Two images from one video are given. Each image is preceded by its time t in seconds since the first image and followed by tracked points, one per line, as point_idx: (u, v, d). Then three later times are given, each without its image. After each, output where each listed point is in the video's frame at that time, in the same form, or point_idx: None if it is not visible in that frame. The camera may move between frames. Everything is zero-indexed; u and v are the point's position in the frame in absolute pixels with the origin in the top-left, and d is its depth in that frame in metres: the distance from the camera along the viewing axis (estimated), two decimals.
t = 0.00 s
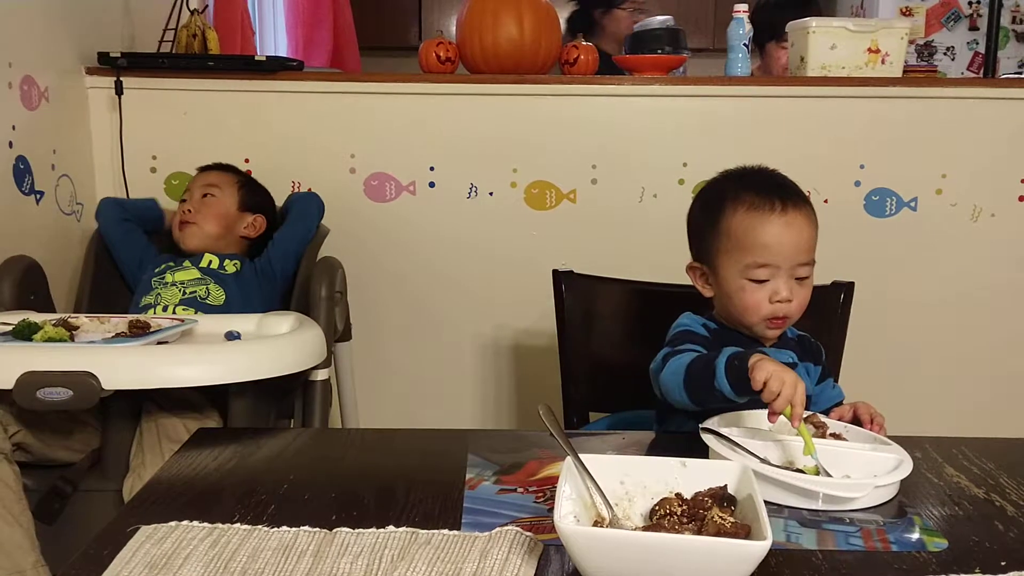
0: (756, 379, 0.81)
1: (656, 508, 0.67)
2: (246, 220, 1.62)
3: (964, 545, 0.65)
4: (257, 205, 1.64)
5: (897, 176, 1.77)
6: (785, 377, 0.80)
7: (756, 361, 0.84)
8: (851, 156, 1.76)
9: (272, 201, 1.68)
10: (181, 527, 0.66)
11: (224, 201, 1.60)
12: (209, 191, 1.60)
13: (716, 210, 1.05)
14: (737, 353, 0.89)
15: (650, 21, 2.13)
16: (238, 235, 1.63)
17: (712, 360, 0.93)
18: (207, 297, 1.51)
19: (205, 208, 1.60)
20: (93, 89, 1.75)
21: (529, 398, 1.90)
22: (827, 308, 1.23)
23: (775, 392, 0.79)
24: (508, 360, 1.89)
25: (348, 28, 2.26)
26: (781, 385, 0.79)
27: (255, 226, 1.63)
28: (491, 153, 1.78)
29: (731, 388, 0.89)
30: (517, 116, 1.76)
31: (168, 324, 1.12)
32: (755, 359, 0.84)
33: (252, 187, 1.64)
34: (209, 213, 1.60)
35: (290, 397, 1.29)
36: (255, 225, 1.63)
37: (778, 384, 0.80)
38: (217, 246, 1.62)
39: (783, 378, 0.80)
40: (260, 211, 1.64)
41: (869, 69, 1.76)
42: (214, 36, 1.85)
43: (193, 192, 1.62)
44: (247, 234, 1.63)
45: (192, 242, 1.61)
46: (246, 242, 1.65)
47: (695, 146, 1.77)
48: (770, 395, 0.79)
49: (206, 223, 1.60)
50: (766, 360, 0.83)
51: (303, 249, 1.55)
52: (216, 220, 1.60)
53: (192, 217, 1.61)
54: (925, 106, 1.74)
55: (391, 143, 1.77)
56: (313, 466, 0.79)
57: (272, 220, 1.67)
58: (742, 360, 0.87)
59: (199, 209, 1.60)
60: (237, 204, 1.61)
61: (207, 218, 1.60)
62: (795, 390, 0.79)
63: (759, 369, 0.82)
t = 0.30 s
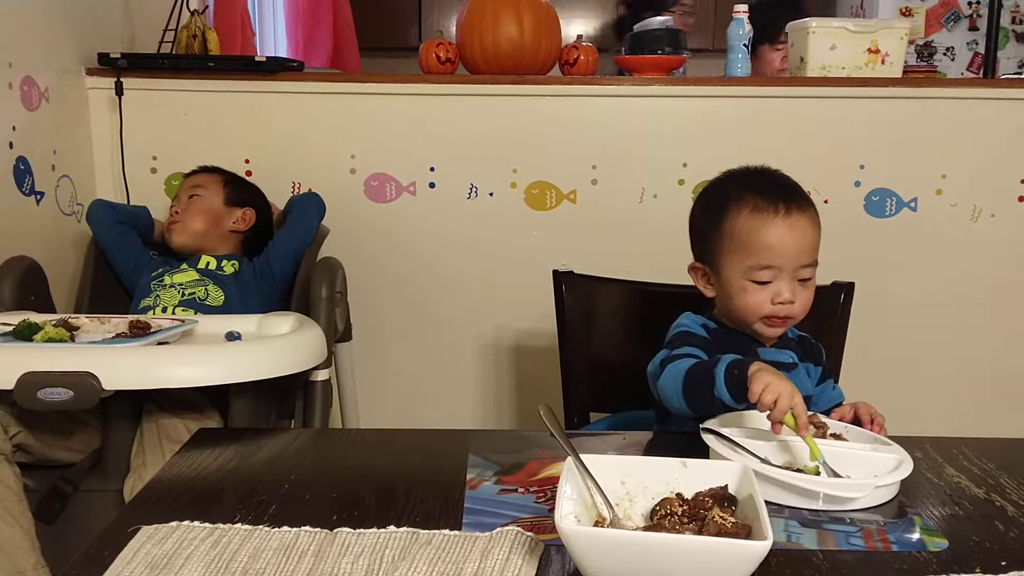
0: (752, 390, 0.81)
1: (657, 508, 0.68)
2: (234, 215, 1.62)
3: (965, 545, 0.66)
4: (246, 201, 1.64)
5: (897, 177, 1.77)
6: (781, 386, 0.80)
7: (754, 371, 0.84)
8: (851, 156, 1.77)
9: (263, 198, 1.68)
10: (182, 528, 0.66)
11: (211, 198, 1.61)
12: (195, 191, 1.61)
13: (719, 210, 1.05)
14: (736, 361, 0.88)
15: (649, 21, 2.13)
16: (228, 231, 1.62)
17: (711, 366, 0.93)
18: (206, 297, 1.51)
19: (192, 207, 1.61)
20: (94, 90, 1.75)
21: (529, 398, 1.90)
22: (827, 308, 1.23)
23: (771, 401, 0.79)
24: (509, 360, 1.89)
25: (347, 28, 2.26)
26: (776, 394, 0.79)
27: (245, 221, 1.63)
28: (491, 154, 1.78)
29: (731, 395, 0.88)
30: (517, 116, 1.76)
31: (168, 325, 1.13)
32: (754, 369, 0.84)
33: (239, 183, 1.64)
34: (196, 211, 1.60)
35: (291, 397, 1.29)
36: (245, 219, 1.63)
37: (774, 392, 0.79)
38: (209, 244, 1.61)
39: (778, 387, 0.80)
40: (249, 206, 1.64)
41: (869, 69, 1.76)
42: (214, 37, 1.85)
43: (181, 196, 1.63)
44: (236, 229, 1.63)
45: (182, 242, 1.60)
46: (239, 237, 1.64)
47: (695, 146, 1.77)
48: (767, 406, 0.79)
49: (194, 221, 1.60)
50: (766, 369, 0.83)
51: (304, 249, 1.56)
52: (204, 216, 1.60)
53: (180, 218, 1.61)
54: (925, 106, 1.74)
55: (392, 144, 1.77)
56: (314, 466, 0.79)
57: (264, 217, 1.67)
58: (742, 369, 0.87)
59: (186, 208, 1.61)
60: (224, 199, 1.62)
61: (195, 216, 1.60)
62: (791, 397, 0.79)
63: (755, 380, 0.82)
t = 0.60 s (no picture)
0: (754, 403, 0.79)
1: (660, 507, 0.68)
2: (232, 215, 1.62)
3: (966, 545, 0.66)
4: (246, 201, 1.64)
5: (898, 177, 1.77)
6: (784, 394, 0.79)
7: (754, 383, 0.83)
8: (852, 156, 1.77)
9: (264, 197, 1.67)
10: (185, 527, 0.66)
11: (208, 199, 1.61)
12: (194, 191, 1.62)
13: (726, 211, 1.05)
14: (738, 369, 0.86)
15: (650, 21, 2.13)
16: (227, 232, 1.62)
17: (715, 373, 0.91)
18: (207, 297, 1.51)
19: (191, 208, 1.61)
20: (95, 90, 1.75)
21: (530, 398, 1.91)
22: (829, 308, 1.23)
23: (776, 411, 0.78)
24: (510, 360, 1.89)
25: (348, 28, 2.27)
26: (781, 403, 0.78)
27: (243, 221, 1.63)
28: (492, 154, 1.78)
29: (734, 402, 0.86)
30: (519, 116, 1.76)
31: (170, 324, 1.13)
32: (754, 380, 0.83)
33: (238, 183, 1.64)
34: (194, 213, 1.60)
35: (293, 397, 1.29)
36: (243, 220, 1.63)
37: (778, 401, 0.78)
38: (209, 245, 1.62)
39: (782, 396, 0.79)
40: (249, 205, 1.64)
41: (871, 69, 1.76)
42: (216, 37, 1.85)
43: (180, 196, 1.63)
44: (235, 230, 1.63)
45: (182, 245, 1.60)
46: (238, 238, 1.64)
47: (697, 146, 1.77)
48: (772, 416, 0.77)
49: (192, 223, 1.60)
50: (765, 378, 0.82)
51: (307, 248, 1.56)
52: (201, 217, 1.60)
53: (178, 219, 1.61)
54: (926, 106, 1.74)
55: (393, 144, 1.77)
56: (317, 465, 0.79)
57: (263, 216, 1.66)
58: (744, 378, 0.85)
59: (184, 210, 1.60)
60: (222, 200, 1.61)
61: (193, 218, 1.60)
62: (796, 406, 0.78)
63: (755, 391, 0.80)
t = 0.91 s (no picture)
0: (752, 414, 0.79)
1: (661, 508, 0.68)
2: (245, 218, 1.63)
3: (968, 545, 0.66)
4: (256, 203, 1.65)
5: (900, 177, 1.77)
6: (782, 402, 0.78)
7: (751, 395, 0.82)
8: (854, 156, 1.77)
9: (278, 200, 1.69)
10: (186, 528, 0.66)
11: (221, 202, 1.62)
12: (207, 194, 1.62)
13: (728, 211, 1.05)
14: (734, 379, 0.87)
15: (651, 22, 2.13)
16: (239, 235, 1.63)
17: (713, 379, 0.91)
18: (206, 300, 1.50)
19: (204, 211, 1.61)
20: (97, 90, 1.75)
21: (532, 398, 1.91)
22: (830, 308, 1.23)
23: (772, 419, 0.77)
24: (511, 361, 1.89)
25: (349, 29, 2.27)
26: (780, 411, 0.77)
27: (257, 224, 1.64)
28: (493, 154, 1.78)
29: (730, 410, 0.87)
30: (520, 117, 1.76)
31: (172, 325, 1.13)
32: (756, 388, 0.82)
33: (249, 185, 1.65)
34: (208, 216, 1.61)
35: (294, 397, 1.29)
36: (256, 222, 1.64)
37: (777, 410, 0.77)
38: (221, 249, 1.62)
39: (778, 405, 0.78)
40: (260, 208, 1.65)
41: (872, 70, 1.76)
42: (217, 38, 1.85)
43: (193, 198, 1.63)
44: (247, 232, 1.64)
45: (195, 249, 1.61)
46: (248, 241, 1.65)
47: (698, 146, 1.77)
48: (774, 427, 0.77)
49: (207, 227, 1.61)
50: (761, 386, 0.81)
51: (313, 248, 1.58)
52: (214, 221, 1.61)
53: (191, 223, 1.61)
54: (927, 106, 1.74)
55: (394, 144, 1.77)
56: (318, 466, 0.79)
57: (275, 218, 1.68)
58: (740, 388, 0.85)
59: (197, 213, 1.61)
60: (234, 203, 1.63)
61: (207, 221, 1.61)
62: (793, 414, 0.77)
63: (751, 403, 0.80)
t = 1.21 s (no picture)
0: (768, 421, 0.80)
1: (663, 507, 0.68)
2: (253, 220, 1.64)
3: (971, 544, 0.65)
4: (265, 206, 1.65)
5: (903, 176, 1.77)
6: (788, 408, 0.80)
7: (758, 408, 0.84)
8: (857, 156, 1.76)
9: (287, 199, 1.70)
10: (190, 527, 0.66)
11: (229, 204, 1.62)
12: (216, 197, 1.63)
13: (731, 211, 1.05)
14: (740, 386, 0.88)
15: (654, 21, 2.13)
16: (247, 237, 1.64)
17: (717, 383, 0.92)
18: (204, 300, 1.50)
19: (212, 213, 1.62)
20: (100, 90, 1.75)
21: (534, 397, 1.91)
22: (833, 307, 1.23)
23: (789, 424, 0.78)
24: (514, 360, 1.89)
25: (353, 29, 2.27)
26: (790, 419, 0.79)
27: (265, 226, 1.65)
28: (495, 153, 1.78)
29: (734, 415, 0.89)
30: (522, 116, 1.76)
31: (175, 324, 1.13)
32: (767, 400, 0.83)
33: (258, 188, 1.66)
34: (215, 218, 1.61)
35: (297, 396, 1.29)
36: (265, 225, 1.65)
37: (788, 418, 0.79)
38: (226, 251, 1.62)
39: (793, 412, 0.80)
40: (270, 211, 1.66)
41: (875, 68, 1.76)
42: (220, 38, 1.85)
43: (203, 200, 1.64)
44: (255, 235, 1.64)
45: (198, 248, 1.61)
46: (257, 243, 1.66)
47: (701, 145, 1.77)
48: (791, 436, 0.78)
49: (213, 228, 1.61)
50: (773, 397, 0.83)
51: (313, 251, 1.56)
52: (221, 222, 1.62)
53: (198, 224, 1.62)
54: (930, 105, 1.74)
55: (397, 144, 1.78)
56: (322, 465, 0.79)
57: (285, 221, 1.68)
58: (745, 397, 0.86)
59: (206, 215, 1.62)
60: (243, 205, 1.63)
61: (213, 223, 1.61)
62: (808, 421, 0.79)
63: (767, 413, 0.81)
